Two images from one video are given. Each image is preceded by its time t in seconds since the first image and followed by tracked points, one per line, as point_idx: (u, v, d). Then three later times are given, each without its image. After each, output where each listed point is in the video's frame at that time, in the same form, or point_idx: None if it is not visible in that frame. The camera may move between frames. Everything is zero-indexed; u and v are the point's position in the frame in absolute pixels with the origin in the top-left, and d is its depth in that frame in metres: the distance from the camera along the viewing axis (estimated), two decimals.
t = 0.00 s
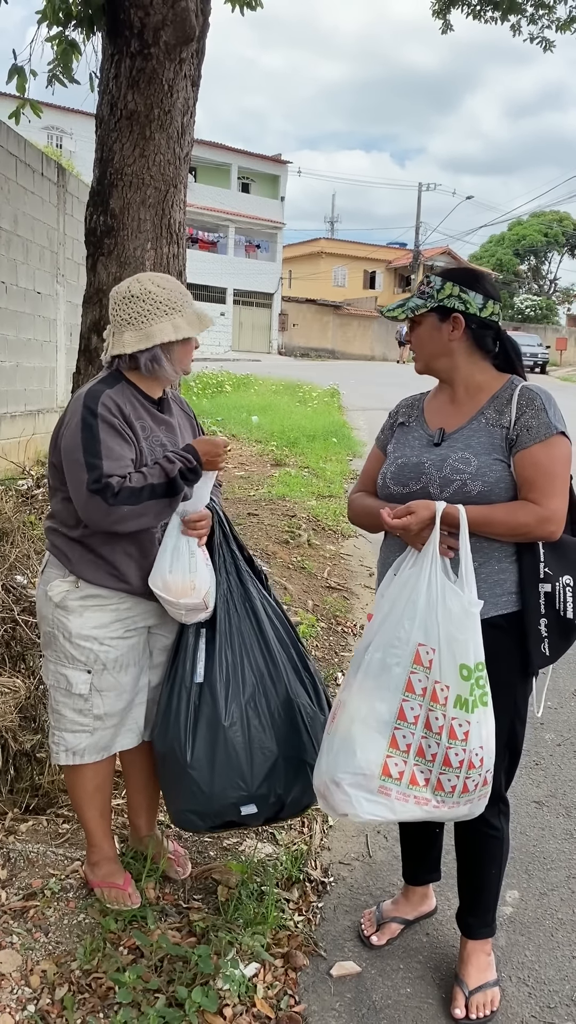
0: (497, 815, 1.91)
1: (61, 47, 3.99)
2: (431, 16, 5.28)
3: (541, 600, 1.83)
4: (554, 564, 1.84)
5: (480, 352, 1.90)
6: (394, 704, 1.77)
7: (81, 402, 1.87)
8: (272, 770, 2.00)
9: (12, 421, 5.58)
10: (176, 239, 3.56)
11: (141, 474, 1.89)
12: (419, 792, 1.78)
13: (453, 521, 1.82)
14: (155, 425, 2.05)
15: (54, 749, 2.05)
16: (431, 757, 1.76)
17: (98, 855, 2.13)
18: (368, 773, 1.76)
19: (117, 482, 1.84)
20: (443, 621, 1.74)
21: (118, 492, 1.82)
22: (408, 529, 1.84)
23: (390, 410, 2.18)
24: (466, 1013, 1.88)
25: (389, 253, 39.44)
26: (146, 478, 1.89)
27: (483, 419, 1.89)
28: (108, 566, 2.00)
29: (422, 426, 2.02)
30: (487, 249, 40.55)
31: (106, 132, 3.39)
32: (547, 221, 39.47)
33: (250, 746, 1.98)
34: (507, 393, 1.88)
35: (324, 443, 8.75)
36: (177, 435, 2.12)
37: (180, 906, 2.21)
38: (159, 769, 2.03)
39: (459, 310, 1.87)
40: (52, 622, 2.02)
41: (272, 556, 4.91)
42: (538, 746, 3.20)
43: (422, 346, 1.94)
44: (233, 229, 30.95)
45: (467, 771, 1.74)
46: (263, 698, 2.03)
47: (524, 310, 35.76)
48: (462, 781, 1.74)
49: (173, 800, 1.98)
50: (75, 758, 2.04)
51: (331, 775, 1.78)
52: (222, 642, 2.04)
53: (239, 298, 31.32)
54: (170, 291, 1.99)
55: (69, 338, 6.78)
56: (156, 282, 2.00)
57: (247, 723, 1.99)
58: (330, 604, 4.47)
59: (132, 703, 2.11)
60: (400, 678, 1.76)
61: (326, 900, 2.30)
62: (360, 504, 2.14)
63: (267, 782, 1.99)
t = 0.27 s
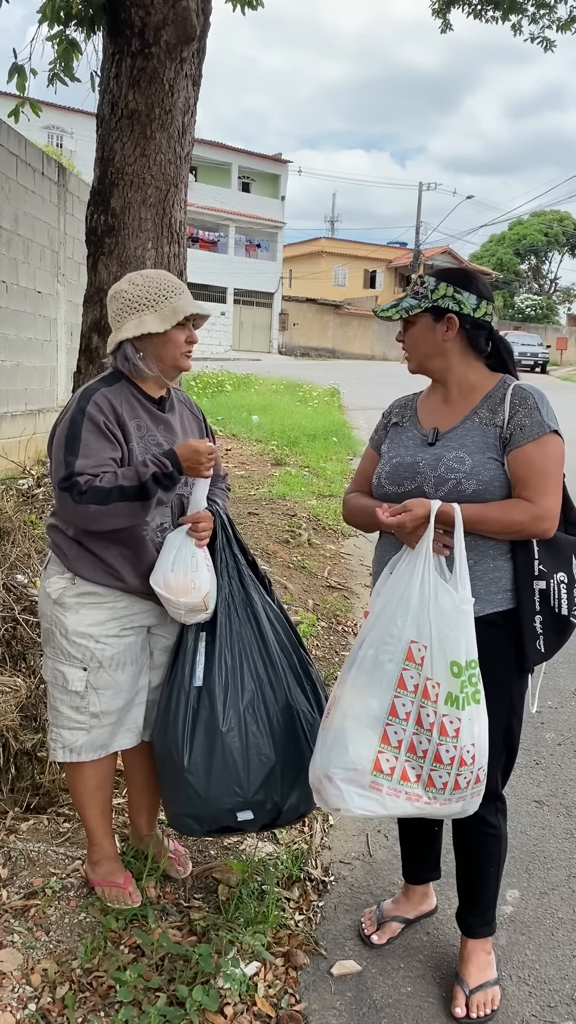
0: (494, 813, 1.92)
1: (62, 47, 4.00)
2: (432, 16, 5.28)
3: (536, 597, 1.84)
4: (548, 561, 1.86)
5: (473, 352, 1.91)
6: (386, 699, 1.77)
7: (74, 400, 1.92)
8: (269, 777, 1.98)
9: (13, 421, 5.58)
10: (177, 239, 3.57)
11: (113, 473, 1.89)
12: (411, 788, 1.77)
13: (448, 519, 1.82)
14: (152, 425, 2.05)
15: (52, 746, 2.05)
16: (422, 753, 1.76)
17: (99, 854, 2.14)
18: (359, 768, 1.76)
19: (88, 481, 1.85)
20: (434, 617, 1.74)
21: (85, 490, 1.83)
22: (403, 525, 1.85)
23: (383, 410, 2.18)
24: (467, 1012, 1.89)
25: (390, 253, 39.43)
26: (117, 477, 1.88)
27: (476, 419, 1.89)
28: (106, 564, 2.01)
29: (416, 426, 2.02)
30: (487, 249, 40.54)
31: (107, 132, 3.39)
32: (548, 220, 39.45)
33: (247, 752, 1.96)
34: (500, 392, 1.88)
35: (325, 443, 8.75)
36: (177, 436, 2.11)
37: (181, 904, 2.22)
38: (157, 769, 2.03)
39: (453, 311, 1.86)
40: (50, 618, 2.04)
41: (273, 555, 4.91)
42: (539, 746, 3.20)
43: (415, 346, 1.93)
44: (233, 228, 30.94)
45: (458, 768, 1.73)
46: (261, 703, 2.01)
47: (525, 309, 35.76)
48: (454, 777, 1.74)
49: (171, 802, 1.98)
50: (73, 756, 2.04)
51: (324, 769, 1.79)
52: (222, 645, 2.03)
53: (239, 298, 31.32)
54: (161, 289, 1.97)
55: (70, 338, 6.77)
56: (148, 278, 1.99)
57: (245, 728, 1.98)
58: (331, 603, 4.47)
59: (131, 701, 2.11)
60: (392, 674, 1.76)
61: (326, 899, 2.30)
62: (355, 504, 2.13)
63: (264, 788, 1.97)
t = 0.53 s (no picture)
0: (489, 810, 1.92)
1: (63, 46, 3.99)
2: (432, 15, 5.28)
3: (529, 593, 1.85)
4: (540, 557, 1.86)
5: (465, 352, 1.91)
6: (381, 695, 1.77)
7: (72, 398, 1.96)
8: (260, 784, 1.94)
9: (13, 420, 5.57)
10: (178, 238, 3.56)
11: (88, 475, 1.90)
12: (406, 783, 1.77)
13: (442, 515, 1.82)
14: (152, 425, 2.04)
15: (51, 742, 2.06)
16: (418, 748, 1.76)
17: (100, 852, 2.14)
18: (355, 764, 1.76)
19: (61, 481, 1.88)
20: (430, 613, 1.74)
21: (54, 489, 1.87)
22: (399, 522, 1.84)
23: (374, 410, 2.17)
24: (467, 1011, 1.89)
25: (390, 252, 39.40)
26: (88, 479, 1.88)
27: (468, 418, 1.89)
28: (104, 562, 2.02)
29: (408, 426, 2.01)
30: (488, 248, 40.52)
31: (107, 130, 3.39)
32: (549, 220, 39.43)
33: (237, 757, 1.93)
34: (492, 391, 1.88)
35: (325, 442, 8.74)
36: (179, 437, 2.10)
37: (181, 903, 2.21)
38: (154, 769, 2.04)
39: (446, 310, 1.87)
40: (50, 615, 2.06)
41: (274, 554, 4.91)
42: (539, 745, 3.20)
43: (408, 346, 1.92)
44: (234, 228, 30.94)
45: (454, 763, 1.74)
46: (255, 708, 1.98)
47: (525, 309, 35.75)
48: (449, 772, 1.74)
49: (163, 801, 1.98)
50: (71, 752, 2.04)
51: (319, 765, 1.78)
52: (216, 648, 2.02)
53: (240, 297, 31.31)
54: (152, 288, 1.97)
55: (70, 337, 6.77)
56: (143, 275, 2.00)
57: (236, 733, 1.94)
58: (331, 603, 4.47)
59: (132, 699, 2.11)
60: (388, 670, 1.76)
61: (327, 898, 2.30)
62: (347, 504, 2.12)
63: (254, 794, 1.94)
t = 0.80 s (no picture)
0: (483, 810, 1.92)
1: (65, 44, 3.99)
2: (433, 14, 5.27)
3: (522, 590, 1.85)
4: (532, 554, 1.87)
5: (457, 353, 1.91)
6: (378, 689, 1.77)
7: (69, 400, 1.97)
8: (248, 785, 1.94)
9: (15, 419, 5.58)
10: (179, 237, 3.56)
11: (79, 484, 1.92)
12: (402, 778, 1.77)
13: (438, 513, 1.82)
14: (150, 425, 2.04)
15: (53, 740, 2.06)
16: (414, 742, 1.76)
17: (102, 850, 2.14)
18: (351, 758, 1.75)
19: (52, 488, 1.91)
20: (426, 607, 1.74)
21: (44, 496, 1.90)
22: (396, 517, 1.83)
23: (364, 410, 2.17)
24: (469, 1008, 1.89)
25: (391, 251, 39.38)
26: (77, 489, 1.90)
27: (461, 418, 1.89)
28: (105, 560, 2.02)
29: (399, 426, 2.01)
30: (489, 247, 40.50)
31: (109, 129, 3.39)
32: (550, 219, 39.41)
33: (226, 757, 1.93)
34: (483, 391, 1.89)
35: (325, 441, 8.74)
36: (179, 435, 2.10)
37: (183, 901, 2.22)
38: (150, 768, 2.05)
39: (442, 311, 1.86)
40: (52, 612, 2.06)
41: (274, 553, 4.92)
42: (540, 743, 3.20)
43: (402, 346, 1.92)
44: (235, 226, 30.92)
45: (449, 758, 1.74)
46: (246, 709, 1.98)
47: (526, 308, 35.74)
48: (445, 767, 1.75)
49: (155, 799, 1.99)
50: (73, 750, 2.05)
51: (314, 761, 1.77)
52: (212, 648, 2.02)
53: (240, 296, 31.31)
54: (147, 288, 1.98)
55: (71, 335, 6.77)
56: (138, 275, 2.00)
57: (225, 733, 1.94)
58: (332, 601, 4.48)
59: (135, 697, 2.12)
60: (385, 664, 1.76)
61: (328, 896, 2.31)
62: (339, 504, 2.11)
63: (242, 795, 1.93)
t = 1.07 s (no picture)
0: (479, 809, 1.90)
1: (66, 43, 3.99)
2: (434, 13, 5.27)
3: (519, 588, 1.85)
4: (528, 552, 1.87)
5: (451, 353, 1.92)
6: (361, 678, 1.77)
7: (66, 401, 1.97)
8: (249, 783, 1.95)
9: (16, 417, 5.58)
10: (180, 235, 3.56)
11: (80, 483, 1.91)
12: (378, 769, 1.77)
13: (436, 509, 1.81)
14: (148, 424, 2.05)
15: (54, 737, 2.07)
16: (391, 733, 1.75)
17: (103, 848, 2.15)
18: (328, 746, 1.75)
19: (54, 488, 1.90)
20: (411, 599, 1.74)
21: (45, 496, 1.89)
22: (396, 513, 1.83)
23: (358, 409, 2.16)
24: (467, 1009, 1.88)
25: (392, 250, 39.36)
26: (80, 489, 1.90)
27: (457, 418, 1.89)
28: (105, 558, 2.02)
29: (394, 425, 2.00)
30: (490, 246, 40.47)
31: (110, 127, 3.39)
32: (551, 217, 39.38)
33: (228, 755, 1.94)
34: (478, 391, 1.90)
35: (326, 439, 8.75)
36: (177, 435, 2.10)
37: (183, 898, 2.22)
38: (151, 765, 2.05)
39: (438, 313, 1.87)
40: (53, 610, 2.06)
41: (275, 552, 4.92)
42: (541, 742, 3.21)
43: (398, 346, 1.92)
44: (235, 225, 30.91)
45: (426, 752, 1.73)
46: (248, 706, 1.99)
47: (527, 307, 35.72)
48: (421, 761, 1.73)
49: (157, 797, 1.99)
50: (74, 747, 2.05)
51: (293, 747, 1.77)
52: (212, 646, 2.02)
53: (241, 294, 31.31)
54: (140, 287, 1.97)
55: (72, 333, 6.77)
56: (130, 274, 2.00)
57: (227, 730, 1.95)
58: (332, 599, 4.48)
59: (135, 695, 2.12)
60: (369, 654, 1.77)
61: (328, 894, 2.31)
62: (335, 503, 2.10)
63: (244, 792, 1.94)
